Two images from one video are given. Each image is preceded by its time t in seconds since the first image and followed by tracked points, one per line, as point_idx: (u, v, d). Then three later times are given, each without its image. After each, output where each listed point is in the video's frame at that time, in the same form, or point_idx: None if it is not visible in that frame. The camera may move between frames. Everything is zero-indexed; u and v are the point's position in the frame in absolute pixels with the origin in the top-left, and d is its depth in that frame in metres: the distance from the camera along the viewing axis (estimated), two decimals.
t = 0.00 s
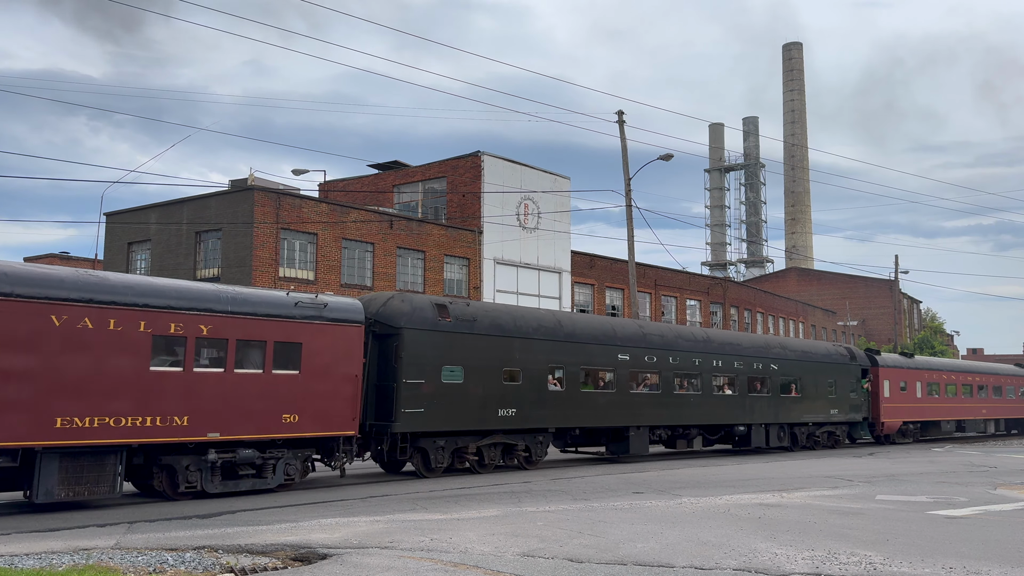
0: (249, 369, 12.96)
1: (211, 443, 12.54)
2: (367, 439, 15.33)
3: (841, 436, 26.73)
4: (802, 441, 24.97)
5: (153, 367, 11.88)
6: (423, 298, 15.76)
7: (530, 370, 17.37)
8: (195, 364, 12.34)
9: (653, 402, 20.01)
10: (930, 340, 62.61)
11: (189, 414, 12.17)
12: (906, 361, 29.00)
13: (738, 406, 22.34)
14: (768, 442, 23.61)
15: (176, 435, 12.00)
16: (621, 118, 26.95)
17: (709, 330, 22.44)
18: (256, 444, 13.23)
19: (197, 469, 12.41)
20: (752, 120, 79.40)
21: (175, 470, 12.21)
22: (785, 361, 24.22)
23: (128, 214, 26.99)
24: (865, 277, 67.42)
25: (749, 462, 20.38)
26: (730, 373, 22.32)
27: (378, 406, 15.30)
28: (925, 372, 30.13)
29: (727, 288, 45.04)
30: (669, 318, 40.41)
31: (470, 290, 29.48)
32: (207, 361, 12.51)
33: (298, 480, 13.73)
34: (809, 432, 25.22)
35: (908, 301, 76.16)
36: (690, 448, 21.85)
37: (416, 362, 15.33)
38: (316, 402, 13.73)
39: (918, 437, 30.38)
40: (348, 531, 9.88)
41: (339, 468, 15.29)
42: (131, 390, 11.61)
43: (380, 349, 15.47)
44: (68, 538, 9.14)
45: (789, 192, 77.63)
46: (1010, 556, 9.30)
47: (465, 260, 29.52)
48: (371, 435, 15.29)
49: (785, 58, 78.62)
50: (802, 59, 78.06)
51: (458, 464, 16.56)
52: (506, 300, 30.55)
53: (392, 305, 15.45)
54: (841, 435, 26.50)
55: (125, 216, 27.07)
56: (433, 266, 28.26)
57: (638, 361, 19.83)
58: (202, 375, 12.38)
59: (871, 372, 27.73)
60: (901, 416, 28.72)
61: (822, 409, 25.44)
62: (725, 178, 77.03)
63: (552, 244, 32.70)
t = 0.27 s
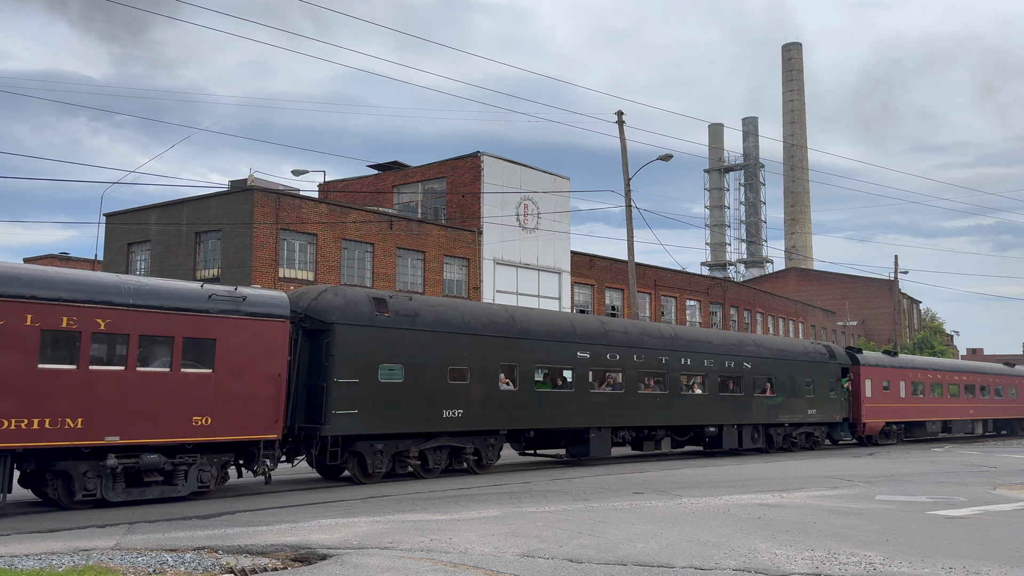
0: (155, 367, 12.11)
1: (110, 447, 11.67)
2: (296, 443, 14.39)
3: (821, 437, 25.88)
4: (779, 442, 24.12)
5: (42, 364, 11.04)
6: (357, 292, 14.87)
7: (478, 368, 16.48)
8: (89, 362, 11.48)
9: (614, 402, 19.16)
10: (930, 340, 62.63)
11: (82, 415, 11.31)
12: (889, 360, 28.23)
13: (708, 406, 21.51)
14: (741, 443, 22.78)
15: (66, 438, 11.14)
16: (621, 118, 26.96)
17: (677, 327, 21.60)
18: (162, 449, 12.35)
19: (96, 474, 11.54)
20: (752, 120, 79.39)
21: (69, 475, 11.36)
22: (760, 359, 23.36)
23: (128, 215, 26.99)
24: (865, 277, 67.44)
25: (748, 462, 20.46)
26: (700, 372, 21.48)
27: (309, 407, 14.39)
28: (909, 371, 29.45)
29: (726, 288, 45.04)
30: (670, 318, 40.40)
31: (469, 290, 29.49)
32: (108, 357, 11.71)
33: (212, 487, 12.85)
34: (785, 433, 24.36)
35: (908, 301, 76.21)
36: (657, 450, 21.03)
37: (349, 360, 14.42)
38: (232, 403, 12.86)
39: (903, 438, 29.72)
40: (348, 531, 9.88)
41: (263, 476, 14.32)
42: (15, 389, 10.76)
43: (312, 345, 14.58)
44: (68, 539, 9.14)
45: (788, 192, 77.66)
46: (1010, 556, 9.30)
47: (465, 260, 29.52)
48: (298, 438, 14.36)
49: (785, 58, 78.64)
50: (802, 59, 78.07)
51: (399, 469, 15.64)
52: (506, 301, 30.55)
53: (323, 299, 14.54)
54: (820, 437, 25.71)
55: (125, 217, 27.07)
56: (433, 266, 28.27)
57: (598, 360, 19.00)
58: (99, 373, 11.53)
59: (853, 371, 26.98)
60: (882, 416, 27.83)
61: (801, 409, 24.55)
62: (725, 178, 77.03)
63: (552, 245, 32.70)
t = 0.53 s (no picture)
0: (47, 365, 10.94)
1: None
2: (212, 448, 13.21)
3: (798, 438, 24.98)
4: (754, 444, 23.18)
5: None
6: (282, 284, 13.72)
7: (421, 367, 15.36)
8: None
9: (573, 402, 18.15)
10: (929, 340, 62.66)
11: None
12: (871, 359, 27.56)
13: (677, 407, 20.52)
14: (713, 446, 21.85)
15: None
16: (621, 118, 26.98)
17: (644, 324, 20.63)
18: (57, 455, 11.15)
19: None
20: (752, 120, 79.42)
21: None
22: (732, 356, 22.39)
23: (128, 216, 26.98)
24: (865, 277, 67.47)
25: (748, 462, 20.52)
26: (667, 371, 20.50)
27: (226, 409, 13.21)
28: (892, 369, 28.72)
29: (726, 288, 45.06)
30: (669, 319, 40.42)
31: (469, 290, 29.49)
32: None
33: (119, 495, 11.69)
34: (760, 435, 23.41)
35: (908, 301, 76.26)
36: (623, 452, 20.07)
37: (271, 357, 13.26)
38: (140, 405, 11.74)
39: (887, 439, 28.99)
40: (348, 532, 9.88)
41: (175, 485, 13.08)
42: None
43: (231, 342, 13.40)
44: (68, 540, 9.13)
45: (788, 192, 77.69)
46: (1010, 556, 9.30)
47: (465, 261, 29.53)
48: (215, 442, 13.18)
49: (784, 59, 78.67)
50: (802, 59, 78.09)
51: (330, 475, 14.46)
52: (505, 301, 30.56)
53: (244, 292, 13.39)
54: (797, 439, 24.81)
55: (125, 218, 27.07)
56: (433, 266, 28.27)
57: (556, 358, 17.95)
58: None
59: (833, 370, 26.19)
60: (866, 416, 27.07)
61: (776, 410, 23.66)
62: (725, 179, 77.04)
63: (552, 245, 32.71)
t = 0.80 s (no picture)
0: None
1: None
2: (120, 452, 12.22)
3: (773, 439, 24.26)
4: (725, 446, 22.43)
5: None
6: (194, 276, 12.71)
7: (354, 365, 14.36)
8: None
9: (527, 402, 17.24)
10: (929, 340, 62.67)
11: None
12: (851, 358, 26.97)
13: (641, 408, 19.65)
14: (681, 448, 21.10)
15: None
16: (621, 118, 27.03)
17: (608, 321, 19.74)
18: None
19: None
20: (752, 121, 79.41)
21: None
22: (703, 355, 21.53)
23: (128, 216, 26.98)
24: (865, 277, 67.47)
25: (748, 462, 20.54)
26: (631, 370, 19.62)
27: (132, 411, 12.16)
28: (874, 368, 28.18)
29: (726, 288, 45.06)
30: (669, 319, 40.42)
31: (469, 291, 29.48)
32: None
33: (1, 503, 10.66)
34: (731, 436, 22.65)
35: (908, 302, 76.29)
36: (583, 454, 19.20)
37: (179, 356, 12.23)
38: (23, 405, 10.73)
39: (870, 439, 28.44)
40: (347, 532, 9.88)
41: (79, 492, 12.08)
42: None
43: (138, 338, 12.36)
44: (67, 541, 9.13)
45: (788, 192, 77.73)
46: (1011, 556, 9.30)
47: (464, 261, 29.53)
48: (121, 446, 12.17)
49: (784, 59, 78.71)
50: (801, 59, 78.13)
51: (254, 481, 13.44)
52: (505, 301, 30.55)
53: (151, 285, 12.33)
54: (772, 440, 24.14)
55: (125, 218, 27.06)
56: (433, 267, 28.27)
57: (508, 356, 16.99)
58: None
59: (811, 368, 25.63)
60: (844, 416, 26.42)
61: (749, 410, 22.83)
62: (725, 179, 77.04)
63: (551, 245, 32.72)
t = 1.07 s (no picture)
0: None
1: None
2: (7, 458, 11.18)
3: (745, 441, 23.30)
4: (694, 447, 21.46)
5: None
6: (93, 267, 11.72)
7: (277, 363, 13.35)
8: None
9: (475, 403, 16.24)
10: (929, 340, 62.66)
11: None
12: (830, 356, 26.15)
13: (601, 407, 18.68)
14: (646, 449, 20.18)
15: None
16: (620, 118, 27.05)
17: (567, 316, 18.76)
18: None
19: None
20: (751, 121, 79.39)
21: None
22: (669, 352, 20.59)
23: (127, 216, 26.98)
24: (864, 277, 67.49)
25: (748, 463, 20.55)
26: (591, 367, 18.66)
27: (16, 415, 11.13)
28: (853, 367, 27.36)
29: (725, 288, 45.05)
30: (669, 319, 40.43)
31: (468, 291, 29.49)
32: None
33: None
34: (699, 437, 21.67)
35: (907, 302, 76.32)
36: (540, 457, 18.26)
37: (73, 354, 11.19)
38: None
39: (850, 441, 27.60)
40: (347, 532, 9.89)
41: None
42: None
43: (30, 333, 11.35)
44: (67, 541, 9.12)
45: (787, 192, 77.75)
46: (1011, 556, 9.30)
47: (464, 261, 29.53)
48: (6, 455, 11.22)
49: (783, 59, 78.71)
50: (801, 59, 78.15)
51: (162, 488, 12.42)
52: (505, 302, 30.55)
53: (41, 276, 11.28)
54: (746, 442, 23.24)
55: (125, 219, 27.06)
56: (432, 267, 28.27)
57: (454, 354, 15.96)
58: None
59: (787, 367, 24.74)
60: (823, 417, 25.55)
61: (721, 411, 21.91)
62: (724, 179, 77.04)
63: (551, 246, 32.72)
